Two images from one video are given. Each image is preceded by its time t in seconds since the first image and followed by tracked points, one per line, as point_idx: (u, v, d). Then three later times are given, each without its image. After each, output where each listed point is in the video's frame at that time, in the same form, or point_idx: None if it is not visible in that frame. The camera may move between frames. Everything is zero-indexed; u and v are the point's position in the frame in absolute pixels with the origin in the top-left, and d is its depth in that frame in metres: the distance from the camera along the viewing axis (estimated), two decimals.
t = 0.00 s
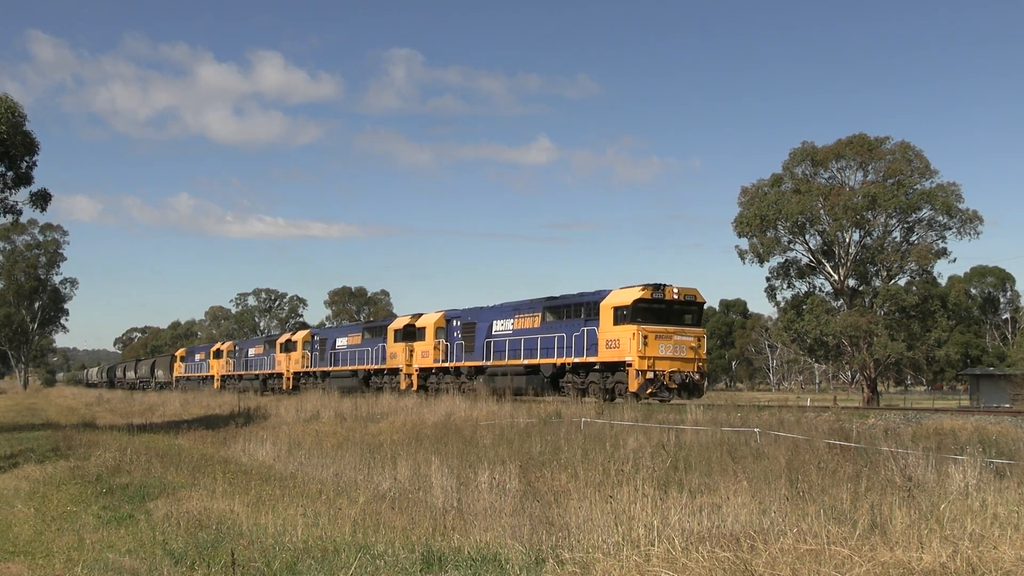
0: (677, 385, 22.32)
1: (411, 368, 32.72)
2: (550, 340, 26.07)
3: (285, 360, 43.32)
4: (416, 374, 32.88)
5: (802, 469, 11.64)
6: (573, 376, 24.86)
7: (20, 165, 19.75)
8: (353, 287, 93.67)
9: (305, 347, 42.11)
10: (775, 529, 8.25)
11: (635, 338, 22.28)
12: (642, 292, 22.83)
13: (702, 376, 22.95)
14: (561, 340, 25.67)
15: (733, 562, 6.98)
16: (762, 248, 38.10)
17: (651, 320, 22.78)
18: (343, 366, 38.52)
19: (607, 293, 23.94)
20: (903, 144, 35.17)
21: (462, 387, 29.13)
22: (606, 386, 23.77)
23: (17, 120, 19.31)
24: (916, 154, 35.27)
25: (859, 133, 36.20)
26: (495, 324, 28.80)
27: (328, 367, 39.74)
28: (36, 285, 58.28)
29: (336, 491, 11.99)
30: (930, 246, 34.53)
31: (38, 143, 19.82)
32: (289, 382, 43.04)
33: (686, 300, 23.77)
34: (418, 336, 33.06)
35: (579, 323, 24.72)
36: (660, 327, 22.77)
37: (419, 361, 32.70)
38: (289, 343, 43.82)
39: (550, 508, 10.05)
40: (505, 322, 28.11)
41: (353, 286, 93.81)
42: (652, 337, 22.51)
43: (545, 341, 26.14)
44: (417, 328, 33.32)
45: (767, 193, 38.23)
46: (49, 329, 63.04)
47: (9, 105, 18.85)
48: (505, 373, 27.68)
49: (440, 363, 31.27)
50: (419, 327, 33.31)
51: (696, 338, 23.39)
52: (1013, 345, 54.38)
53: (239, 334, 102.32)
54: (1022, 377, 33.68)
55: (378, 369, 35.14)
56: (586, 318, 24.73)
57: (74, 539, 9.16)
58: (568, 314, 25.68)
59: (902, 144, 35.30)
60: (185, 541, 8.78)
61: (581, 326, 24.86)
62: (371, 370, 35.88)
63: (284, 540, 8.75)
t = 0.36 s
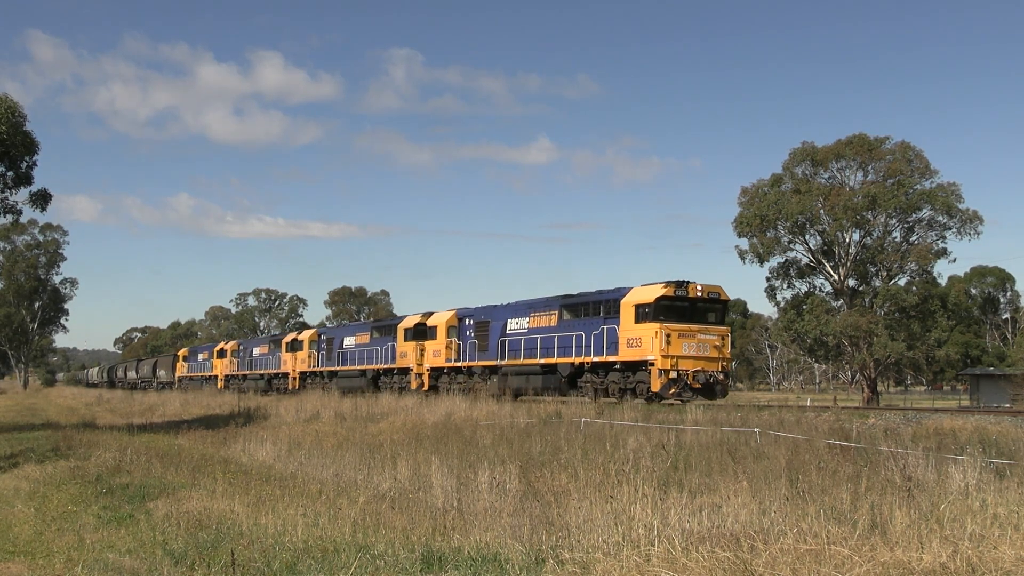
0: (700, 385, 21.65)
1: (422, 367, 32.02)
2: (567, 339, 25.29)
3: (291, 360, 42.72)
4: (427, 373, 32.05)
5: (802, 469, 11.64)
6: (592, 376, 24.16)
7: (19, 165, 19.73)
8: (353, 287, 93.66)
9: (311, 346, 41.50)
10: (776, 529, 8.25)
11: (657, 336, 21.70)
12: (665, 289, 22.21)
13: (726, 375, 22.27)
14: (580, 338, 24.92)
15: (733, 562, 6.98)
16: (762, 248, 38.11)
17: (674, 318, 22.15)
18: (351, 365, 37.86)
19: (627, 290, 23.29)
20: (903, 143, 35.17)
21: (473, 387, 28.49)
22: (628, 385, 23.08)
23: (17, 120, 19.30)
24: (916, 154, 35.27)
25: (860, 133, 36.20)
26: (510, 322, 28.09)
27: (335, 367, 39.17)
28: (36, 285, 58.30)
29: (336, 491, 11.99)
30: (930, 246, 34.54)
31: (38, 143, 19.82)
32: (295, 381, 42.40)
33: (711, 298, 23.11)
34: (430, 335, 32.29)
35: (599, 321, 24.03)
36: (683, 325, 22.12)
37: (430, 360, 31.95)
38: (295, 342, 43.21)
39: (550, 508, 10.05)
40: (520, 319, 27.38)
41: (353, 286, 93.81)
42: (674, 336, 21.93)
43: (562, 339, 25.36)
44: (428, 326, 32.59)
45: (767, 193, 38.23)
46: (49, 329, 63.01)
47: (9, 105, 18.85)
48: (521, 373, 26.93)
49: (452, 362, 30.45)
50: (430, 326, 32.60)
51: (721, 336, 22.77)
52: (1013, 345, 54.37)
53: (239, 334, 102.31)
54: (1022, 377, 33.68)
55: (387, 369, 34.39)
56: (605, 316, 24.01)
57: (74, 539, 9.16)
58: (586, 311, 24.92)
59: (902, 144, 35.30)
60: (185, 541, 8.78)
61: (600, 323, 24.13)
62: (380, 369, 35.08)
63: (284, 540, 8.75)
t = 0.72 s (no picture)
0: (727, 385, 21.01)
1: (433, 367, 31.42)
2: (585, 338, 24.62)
3: (297, 360, 42.22)
4: (439, 373, 31.41)
5: (802, 469, 11.64)
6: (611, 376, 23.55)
7: (19, 165, 19.73)
8: (353, 287, 93.63)
9: (317, 346, 41.05)
10: (776, 529, 8.25)
11: (682, 335, 21.03)
12: (689, 287, 21.61)
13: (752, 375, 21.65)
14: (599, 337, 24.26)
15: (733, 562, 6.98)
16: (762, 248, 38.10)
17: (699, 316, 21.53)
18: (360, 365, 37.28)
19: (649, 288, 22.69)
20: (903, 144, 35.17)
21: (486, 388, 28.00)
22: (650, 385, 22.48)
23: (17, 120, 19.30)
24: (916, 154, 35.27)
25: (859, 133, 36.20)
26: (525, 320, 27.42)
27: (343, 367, 38.65)
28: (36, 284, 58.29)
29: (336, 491, 11.99)
30: (930, 246, 34.54)
31: (37, 143, 19.82)
32: (301, 381, 41.88)
33: (736, 296, 22.48)
34: (442, 333, 31.65)
35: (619, 320, 23.40)
36: (708, 323, 21.50)
37: (442, 360, 31.34)
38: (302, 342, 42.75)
39: (550, 508, 10.04)
40: (535, 318, 26.71)
41: (352, 286, 93.79)
42: (699, 335, 21.31)
43: (581, 339, 24.70)
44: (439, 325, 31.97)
45: (767, 193, 38.23)
46: (49, 329, 62.98)
47: (9, 105, 18.84)
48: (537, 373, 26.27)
49: (465, 362, 29.87)
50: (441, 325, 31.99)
51: (746, 335, 22.13)
52: (1013, 345, 54.35)
53: (239, 333, 102.29)
54: (1022, 377, 33.69)
55: (397, 368, 33.83)
56: (626, 314, 23.40)
57: (74, 539, 9.16)
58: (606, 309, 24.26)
59: (902, 144, 35.30)
60: (185, 541, 8.77)
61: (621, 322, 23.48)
62: (389, 369, 34.54)
63: (284, 540, 8.75)
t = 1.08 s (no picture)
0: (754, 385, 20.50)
1: (446, 367, 31.03)
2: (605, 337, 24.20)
3: (305, 360, 41.88)
4: (451, 372, 30.97)
5: (802, 469, 11.64)
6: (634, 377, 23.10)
7: (19, 165, 19.73)
8: (353, 287, 93.61)
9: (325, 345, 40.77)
10: (776, 529, 8.25)
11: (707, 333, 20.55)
12: (714, 284, 21.13)
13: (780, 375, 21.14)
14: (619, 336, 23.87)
15: (733, 562, 6.98)
16: (762, 248, 38.11)
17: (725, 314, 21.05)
18: (369, 365, 36.93)
19: (673, 285, 22.24)
20: (903, 144, 35.18)
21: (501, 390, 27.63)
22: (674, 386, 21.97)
23: (17, 120, 19.30)
24: (916, 154, 35.28)
25: (859, 133, 36.20)
26: (541, 319, 27.03)
27: (351, 366, 38.34)
28: (36, 285, 58.29)
29: (336, 491, 11.99)
30: (930, 246, 34.54)
31: (37, 143, 19.82)
32: (308, 381, 41.56)
33: (763, 292, 21.97)
34: (453, 333, 31.26)
35: (641, 318, 23.04)
36: (735, 321, 21.02)
37: (454, 359, 30.94)
38: (308, 341, 42.44)
39: (550, 508, 10.04)
40: (553, 317, 26.36)
41: (352, 286, 93.75)
42: (725, 333, 20.82)
43: (600, 337, 24.30)
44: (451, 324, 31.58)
45: (767, 193, 38.25)
46: (49, 329, 62.95)
47: (9, 105, 18.85)
48: (554, 373, 25.90)
49: (479, 361, 29.49)
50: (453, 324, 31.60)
51: (774, 334, 21.60)
52: (1013, 345, 54.31)
53: (239, 334, 102.30)
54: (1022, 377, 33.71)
55: (407, 368, 33.53)
56: (648, 312, 23.01)
57: (74, 539, 9.16)
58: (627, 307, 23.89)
59: (902, 144, 35.31)
60: (185, 541, 8.78)
61: (643, 319, 23.09)
62: (399, 369, 34.20)
63: (284, 540, 8.75)
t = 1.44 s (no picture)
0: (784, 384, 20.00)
1: (460, 366, 30.79)
2: (625, 335, 23.61)
3: (313, 359, 41.69)
4: (464, 372, 30.76)
5: (802, 469, 11.64)
6: (656, 377, 22.65)
7: (19, 165, 19.73)
8: (353, 286, 93.60)
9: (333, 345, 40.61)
10: (776, 529, 8.25)
11: (735, 331, 20.06)
12: (743, 280, 20.57)
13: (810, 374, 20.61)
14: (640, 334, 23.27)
15: (733, 562, 6.98)
16: (762, 248, 38.11)
17: (753, 312, 20.55)
18: (379, 364, 36.76)
19: (698, 282, 21.67)
20: (903, 143, 35.17)
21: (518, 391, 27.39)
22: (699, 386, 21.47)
23: (17, 120, 19.29)
24: (916, 154, 35.29)
25: (859, 133, 36.19)
26: (559, 317, 26.57)
27: (360, 366, 38.18)
28: (36, 285, 58.31)
29: (336, 491, 11.98)
30: (930, 246, 34.54)
31: (37, 143, 19.82)
32: (315, 381, 41.39)
33: (792, 289, 21.42)
34: (467, 331, 31.04)
35: (664, 316, 22.38)
36: (763, 319, 20.53)
37: (468, 358, 30.76)
38: (315, 340, 42.28)
39: (550, 508, 10.04)
40: (571, 315, 25.87)
41: (353, 286, 93.74)
42: (754, 331, 20.31)
43: (620, 336, 23.73)
44: (465, 322, 31.31)
45: (767, 193, 38.24)
46: (49, 329, 62.94)
47: (9, 105, 18.84)
48: (572, 372, 25.42)
49: (494, 360, 29.30)
50: (466, 322, 31.32)
51: (804, 332, 21.05)
52: (1013, 345, 54.30)
53: (239, 334, 102.32)
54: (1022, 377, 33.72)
55: (418, 368, 33.31)
56: (671, 311, 22.36)
57: (74, 539, 9.16)
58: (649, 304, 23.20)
59: (902, 144, 35.30)
60: (185, 541, 8.77)
61: (666, 317, 22.40)
62: (410, 369, 34.04)
63: (284, 540, 8.75)
